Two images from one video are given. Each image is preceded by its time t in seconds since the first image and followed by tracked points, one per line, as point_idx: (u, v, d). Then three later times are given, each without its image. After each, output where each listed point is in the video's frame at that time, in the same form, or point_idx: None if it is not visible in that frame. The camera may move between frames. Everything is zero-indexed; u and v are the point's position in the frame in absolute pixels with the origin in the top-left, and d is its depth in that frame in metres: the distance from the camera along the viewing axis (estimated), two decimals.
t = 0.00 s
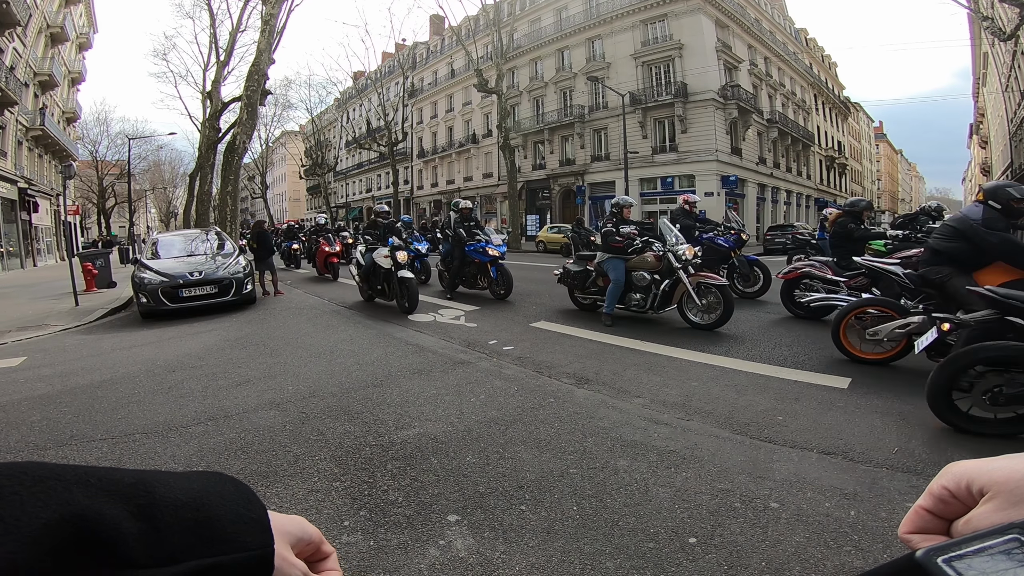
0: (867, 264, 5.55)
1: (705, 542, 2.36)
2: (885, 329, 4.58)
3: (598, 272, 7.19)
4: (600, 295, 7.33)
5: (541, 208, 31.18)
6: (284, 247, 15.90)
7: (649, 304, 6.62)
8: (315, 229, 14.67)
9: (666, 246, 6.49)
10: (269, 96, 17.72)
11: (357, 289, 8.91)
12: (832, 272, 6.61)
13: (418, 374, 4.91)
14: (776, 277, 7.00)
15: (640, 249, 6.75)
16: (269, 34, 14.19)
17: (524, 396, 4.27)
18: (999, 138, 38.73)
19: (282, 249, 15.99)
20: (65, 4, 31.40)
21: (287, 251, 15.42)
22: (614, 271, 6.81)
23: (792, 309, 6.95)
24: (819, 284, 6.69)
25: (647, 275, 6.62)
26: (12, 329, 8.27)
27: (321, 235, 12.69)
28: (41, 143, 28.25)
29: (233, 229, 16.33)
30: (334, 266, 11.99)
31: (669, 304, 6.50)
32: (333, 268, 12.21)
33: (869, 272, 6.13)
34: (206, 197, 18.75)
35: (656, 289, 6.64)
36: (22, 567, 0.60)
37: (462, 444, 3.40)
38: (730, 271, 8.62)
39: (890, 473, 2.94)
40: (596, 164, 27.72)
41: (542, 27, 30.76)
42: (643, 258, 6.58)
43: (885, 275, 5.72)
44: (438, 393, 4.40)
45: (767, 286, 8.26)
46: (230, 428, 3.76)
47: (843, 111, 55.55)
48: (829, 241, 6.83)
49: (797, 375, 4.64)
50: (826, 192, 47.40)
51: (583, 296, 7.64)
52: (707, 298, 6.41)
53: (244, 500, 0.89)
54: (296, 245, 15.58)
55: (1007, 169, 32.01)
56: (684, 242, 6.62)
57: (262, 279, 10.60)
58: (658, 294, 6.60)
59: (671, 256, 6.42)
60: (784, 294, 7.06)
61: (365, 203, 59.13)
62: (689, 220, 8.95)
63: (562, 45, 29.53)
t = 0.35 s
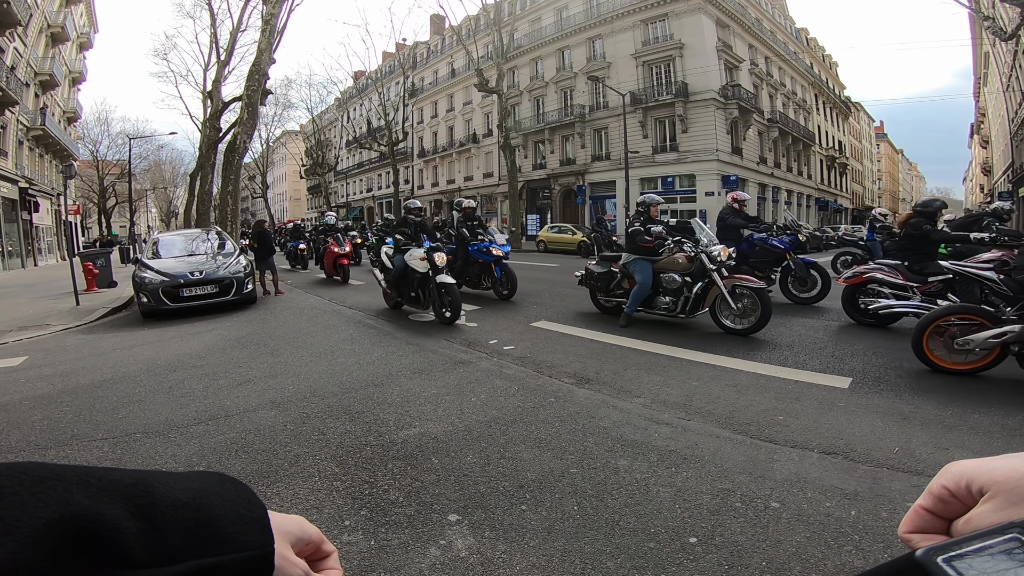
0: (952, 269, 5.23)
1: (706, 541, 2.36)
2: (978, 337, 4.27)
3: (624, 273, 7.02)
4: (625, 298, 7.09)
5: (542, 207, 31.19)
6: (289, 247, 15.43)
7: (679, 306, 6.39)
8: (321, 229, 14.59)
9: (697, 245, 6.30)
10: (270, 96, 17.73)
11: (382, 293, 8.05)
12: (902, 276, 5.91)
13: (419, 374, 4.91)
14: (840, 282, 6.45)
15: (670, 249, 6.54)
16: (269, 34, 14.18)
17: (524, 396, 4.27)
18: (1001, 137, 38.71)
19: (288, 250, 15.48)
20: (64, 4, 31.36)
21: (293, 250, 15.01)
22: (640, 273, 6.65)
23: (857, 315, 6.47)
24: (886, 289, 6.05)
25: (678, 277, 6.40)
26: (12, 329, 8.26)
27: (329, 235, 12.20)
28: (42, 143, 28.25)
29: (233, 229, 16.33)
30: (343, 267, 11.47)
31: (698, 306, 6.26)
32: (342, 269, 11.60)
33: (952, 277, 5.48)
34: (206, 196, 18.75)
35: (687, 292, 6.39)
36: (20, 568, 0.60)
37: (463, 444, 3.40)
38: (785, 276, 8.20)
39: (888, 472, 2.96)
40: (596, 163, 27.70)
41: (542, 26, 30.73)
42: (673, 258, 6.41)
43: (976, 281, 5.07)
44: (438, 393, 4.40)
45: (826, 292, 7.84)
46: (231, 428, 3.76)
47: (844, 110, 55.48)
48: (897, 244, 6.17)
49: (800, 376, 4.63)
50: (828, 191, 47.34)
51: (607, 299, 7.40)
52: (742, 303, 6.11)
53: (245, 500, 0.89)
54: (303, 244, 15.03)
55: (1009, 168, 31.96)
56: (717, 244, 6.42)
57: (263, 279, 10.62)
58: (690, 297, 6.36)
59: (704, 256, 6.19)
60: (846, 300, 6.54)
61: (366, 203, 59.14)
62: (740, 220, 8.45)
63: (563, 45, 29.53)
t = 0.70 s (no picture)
0: None
1: (706, 541, 2.36)
2: None
3: (662, 277, 6.52)
4: (664, 303, 6.60)
5: (542, 207, 31.24)
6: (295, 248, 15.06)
7: (727, 312, 5.93)
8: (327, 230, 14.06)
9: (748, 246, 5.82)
10: (270, 96, 17.76)
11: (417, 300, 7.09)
12: (981, 281, 5.75)
13: (420, 373, 4.91)
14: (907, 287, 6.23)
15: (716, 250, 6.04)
16: (270, 33, 14.18)
17: (525, 395, 4.27)
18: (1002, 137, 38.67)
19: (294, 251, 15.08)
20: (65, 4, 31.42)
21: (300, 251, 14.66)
22: (685, 275, 6.13)
23: (925, 322, 6.17)
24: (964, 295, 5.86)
25: (726, 281, 5.93)
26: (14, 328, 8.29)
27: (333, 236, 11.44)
28: (43, 143, 28.28)
29: (234, 228, 16.35)
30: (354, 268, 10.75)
31: (747, 310, 5.79)
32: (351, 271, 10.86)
33: None
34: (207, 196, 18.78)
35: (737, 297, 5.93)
36: (20, 567, 0.59)
37: (463, 443, 3.40)
38: (848, 279, 7.58)
39: (887, 471, 2.96)
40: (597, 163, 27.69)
41: (542, 25, 30.72)
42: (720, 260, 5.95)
43: None
44: (439, 392, 4.40)
45: (892, 298, 7.36)
46: (233, 427, 3.75)
47: (845, 110, 55.44)
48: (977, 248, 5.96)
49: (801, 376, 4.62)
50: (829, 191, 47.31)
51: (642, 304, 6.91)
52: (797, 309, 5.68)
53: (245, 501, 0.89)
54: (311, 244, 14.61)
55: (1011, 167, 31.91)
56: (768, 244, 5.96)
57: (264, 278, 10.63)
58: (739, 303, 5.89)
59: (756, 258, 5.72)
60: (913, 307, 6.25)
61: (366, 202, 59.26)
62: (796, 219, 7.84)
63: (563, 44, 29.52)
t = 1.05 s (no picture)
0: None
1: (706, 541, 2.36)
2: None
3: (721, 283, 5.96)
4: (723, 311, 6.02)
5: (542, 207, 31.25)
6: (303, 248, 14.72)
7: (799, 322, 5.37)
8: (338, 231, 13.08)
9: (824, 250, 5.30)
10: (271, 96, 17.76)
11: (466, 307, 6.35)
12: None
13: (420, 373, 4.91)
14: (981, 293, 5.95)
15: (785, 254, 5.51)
16: (270, 33, 14.18)
17: (525, 395, 4.27)
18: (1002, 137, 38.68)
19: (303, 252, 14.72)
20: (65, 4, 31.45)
21: (307, 252, 14.31)
22: (751, 282, 5.57)
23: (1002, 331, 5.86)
24: None
25: (797, 287, 5.39)
26: (14, 328, 8.28)
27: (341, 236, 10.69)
28: (43, 143, 28.30)
29: (234, 228, 16.38)
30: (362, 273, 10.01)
31: (822, 319, 5.25)
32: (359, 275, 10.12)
33: None
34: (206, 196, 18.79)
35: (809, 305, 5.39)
36: (22, 567, 0.60)
37: (463, 443, 3.39)
38: (914, 283, 7.37)
39: (886, 471, 2.96)
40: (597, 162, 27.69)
41: (542, 25, 30.72)
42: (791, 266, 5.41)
43: None
44: (439, 392, 4.40)
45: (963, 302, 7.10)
46: (233, 427, 3.76)
47: (846, 110, 55.46)
48: None
49: (802, 375, 4.63)
50: (830, 190, 47.32)
51: (695, 311, 6.35)
52: (877, 318, 5.20)
53: (245, 498, 0.89)
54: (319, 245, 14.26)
55: (1012, 167, 31.92)
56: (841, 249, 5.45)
57: (264, 278, 10.64)
58: (813, 312, 5.35)
59: (832, 263, 5.20)
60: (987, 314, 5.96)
61: (367, 202, 59.31)
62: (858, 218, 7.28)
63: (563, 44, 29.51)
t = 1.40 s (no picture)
0: None
1: (706, 540, 2.36)
2: None
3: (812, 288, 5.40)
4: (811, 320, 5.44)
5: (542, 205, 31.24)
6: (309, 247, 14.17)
7: (907, 333, 4.83)
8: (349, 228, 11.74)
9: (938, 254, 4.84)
10: (270, 95, 17.72)
11: (532, 318, 5.38)
12: None
13: (419, 372, 4.91)
14: None
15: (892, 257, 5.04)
16: (269, 32, 14.15)
17: (524, 394, 4.27)
18: (1002, 135, 38.64)
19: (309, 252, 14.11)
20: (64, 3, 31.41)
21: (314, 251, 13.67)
22: (850, 288, 5.04)
23: None
24: None
25: (904, 294, 4.87)
26: (14, 327, 8.28)
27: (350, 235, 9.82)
28: (42, 142, 28.26)
29: (234, 227, 16.36)
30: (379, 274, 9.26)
31: (936, 330, 4.72)
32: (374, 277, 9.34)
33: None
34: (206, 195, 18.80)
35: (920, 315, 4.83)
36: (20, 566, 0.60)
37: (463, 442, 3.39)
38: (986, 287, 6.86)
39: (885, 469, 2.96)
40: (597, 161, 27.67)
41: (542, 24, 30.69)
42: (902, 269, 4.91)
43: None
44: (439, 391, 4.39)
45: None
46: (232, 426, 3.76)
47: (846, 108, 55.46)
48: None
49: (804, 374, 4.62)
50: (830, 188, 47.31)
51: (777, 320, 5.76)
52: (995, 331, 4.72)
53: (241, 496, 0.89)
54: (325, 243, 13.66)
55: (1012, 165, 31.90)
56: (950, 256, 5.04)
57: (263, 277, 10.63)
58: (922, 322, 4.82)
59: (949, 269, 4.73)
60: None
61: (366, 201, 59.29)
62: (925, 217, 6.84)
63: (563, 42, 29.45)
